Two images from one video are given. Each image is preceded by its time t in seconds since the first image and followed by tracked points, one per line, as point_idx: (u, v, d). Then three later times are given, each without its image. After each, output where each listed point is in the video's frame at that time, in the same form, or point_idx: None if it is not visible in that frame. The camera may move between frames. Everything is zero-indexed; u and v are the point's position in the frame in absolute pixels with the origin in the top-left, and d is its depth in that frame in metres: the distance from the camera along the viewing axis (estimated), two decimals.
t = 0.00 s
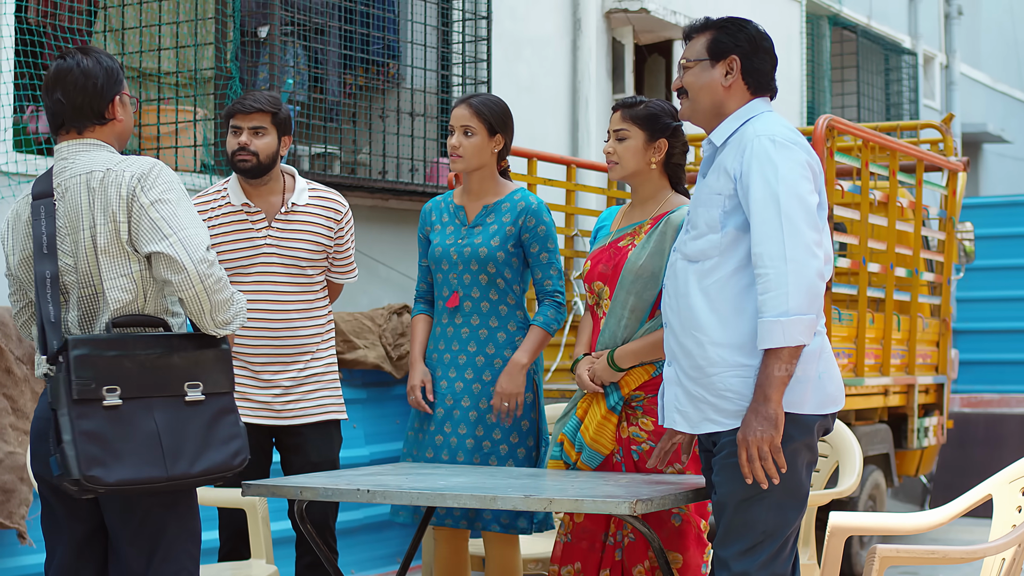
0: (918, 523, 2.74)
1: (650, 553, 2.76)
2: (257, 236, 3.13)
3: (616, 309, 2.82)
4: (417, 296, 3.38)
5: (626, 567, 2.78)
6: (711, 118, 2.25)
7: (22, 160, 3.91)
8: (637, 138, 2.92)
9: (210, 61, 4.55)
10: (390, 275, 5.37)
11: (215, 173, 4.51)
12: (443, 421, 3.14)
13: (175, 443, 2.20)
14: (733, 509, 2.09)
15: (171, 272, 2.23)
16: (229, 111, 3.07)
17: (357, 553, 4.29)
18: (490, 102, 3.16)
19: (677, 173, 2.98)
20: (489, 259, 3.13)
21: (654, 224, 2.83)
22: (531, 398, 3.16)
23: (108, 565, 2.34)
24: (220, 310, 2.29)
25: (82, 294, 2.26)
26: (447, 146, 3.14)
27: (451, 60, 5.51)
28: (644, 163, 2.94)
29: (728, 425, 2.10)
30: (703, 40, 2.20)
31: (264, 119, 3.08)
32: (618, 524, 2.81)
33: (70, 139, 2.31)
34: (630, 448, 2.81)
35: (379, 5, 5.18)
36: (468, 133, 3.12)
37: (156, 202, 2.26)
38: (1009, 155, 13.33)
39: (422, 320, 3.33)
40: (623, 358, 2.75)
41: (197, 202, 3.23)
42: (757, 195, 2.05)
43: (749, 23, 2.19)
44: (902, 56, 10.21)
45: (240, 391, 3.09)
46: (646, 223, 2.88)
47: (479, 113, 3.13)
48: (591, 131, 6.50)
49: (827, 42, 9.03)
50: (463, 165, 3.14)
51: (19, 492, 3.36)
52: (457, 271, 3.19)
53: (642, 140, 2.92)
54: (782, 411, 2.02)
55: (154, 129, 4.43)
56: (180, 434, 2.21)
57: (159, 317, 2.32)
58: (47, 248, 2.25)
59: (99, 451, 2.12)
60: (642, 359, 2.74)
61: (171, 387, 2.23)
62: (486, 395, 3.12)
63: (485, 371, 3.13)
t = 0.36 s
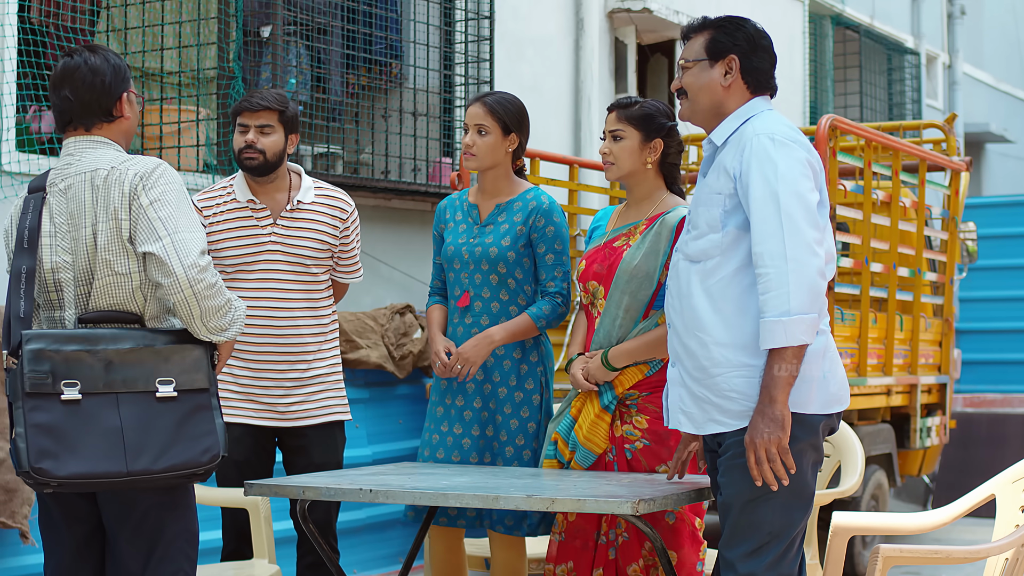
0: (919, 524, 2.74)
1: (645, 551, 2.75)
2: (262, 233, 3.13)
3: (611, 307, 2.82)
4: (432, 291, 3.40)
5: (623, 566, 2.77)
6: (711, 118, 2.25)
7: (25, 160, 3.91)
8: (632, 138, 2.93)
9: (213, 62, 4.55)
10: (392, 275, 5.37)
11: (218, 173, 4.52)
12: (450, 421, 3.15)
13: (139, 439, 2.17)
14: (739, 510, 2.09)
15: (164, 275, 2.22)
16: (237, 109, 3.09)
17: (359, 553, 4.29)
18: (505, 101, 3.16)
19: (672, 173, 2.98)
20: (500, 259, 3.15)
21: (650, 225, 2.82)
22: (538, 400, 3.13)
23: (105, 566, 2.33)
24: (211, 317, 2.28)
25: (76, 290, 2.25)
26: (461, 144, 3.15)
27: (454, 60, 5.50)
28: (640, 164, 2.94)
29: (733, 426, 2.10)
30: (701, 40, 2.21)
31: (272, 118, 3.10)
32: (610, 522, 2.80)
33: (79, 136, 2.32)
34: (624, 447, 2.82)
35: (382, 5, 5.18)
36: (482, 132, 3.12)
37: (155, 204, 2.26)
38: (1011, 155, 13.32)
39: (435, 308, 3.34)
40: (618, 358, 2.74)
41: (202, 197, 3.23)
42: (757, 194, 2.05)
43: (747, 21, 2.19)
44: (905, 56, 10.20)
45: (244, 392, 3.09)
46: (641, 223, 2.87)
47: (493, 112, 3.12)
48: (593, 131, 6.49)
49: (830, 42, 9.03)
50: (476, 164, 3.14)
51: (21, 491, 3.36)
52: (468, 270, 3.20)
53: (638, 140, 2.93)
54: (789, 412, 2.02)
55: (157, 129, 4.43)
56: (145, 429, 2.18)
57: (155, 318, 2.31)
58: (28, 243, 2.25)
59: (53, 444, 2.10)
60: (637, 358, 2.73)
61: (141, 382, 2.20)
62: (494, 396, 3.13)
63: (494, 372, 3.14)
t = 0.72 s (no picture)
0: (919, 524, 2.74)
1: (645, 550, 2.75)
2: (275, 228, 3.13)
3: (611, 307, 2.82)
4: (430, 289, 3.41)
5: (622, 566, 2.77)
6: (714, 116, 2.26)
7: (26, 159, 3.90)
8: (632, 139, 2.93)
9: (213, 61, 4.51)
10: (393, 275, 5.37)
11: (218, 173, 4.51)
12: (446, 419, 3.18)
13: (152, 453, 2.18)
14: (738, 510, 2.09)
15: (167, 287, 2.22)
16: (241, 112, 3.10)
17: (359, 553, 4.29)
18: (503, 98, 3.16)
19: (672, 173, 2.98)
20: (496, 257, 3.15)
21: (650, 226, 2.82)
22: (534, 399, 3.13)
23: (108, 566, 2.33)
24: (214, 334, 2.28)
25: (81, 288, 2.25)
26: (460, 142, 3.15)
27: (455, 60, 5.49)
28: (640, 164, 2.93)
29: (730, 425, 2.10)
30: (705, 37, 2.21)
31: (274, 111, 3.10)
32: (609, 521, 2.80)
33: (84, 133, 2.32)
34: (622, 446, 2.82)
35: (383, 5, 5.18)
36: (481, 130, 3.13)
37: (161, 213, 2.25)
38: (1012, 155, 13.31)
39: (435, 303, 3.34)
40: (616, 358, 2.74)
41: (215, 190, 3.24)
42: (753, 192, 2.05)
43: (751, 20, 2.19)
44: (906, 55, 10.20)
45: (257, 391, 3.08)
46: (642, 224, 2.87)
47: (491, 109, 3.13)
48: (594, 130, 6.49)
49: (831, 42, 9.02)
50: (475, 162, 3.14)
51: (22, 491, 3.36)
52: (464, 268, 3.21)
53: (637, 141, 2.93)
54: (772, 412, 2.02)
55: (157, 129, 4.45)
56: (159, 445, 2.20)
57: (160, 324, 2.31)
58: (41, 237, 2.27)
59: (71, 442, 2.09)
60: (635, 358, 2.73)
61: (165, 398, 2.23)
62: (490, 395, 3.13)
63: (489, 370, 3.14)
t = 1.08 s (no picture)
0: (920, 523, 2.73)
1: (645, 549, 2.75)
2: (275, 229, 3.13)
3: (612, 307, 2.82)
4: (422, 286, 3.42)
5: (622, 565, 2.78)
6: (716, 114, 2.26)
7: (26, 159, 3.90)
8: (626, 139, 2.94)
9: (214, 61, 4.52)
10: (394, 274, 5.37)
11: (219, 172, 4.52)
12: (440, 417, 3.19)
13: (144, 462, 2.15)
14: (737, 510, 2.09)
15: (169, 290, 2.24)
16: (253, 104, 3.10)
17: (360, 552, 4.29)
18: (498, 97, 3.16)
19: (673, 177, 2.96)
20: (493, 255, 3.14)
21: (651, 225, 2.83)
22: (528, 397, 3.14)
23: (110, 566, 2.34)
24: (213, 339, 2.32)
25: (81, 289, 2.26)
26: (456, 142, 3.14)
27: (455, 60, 5.50)
28: (634, 165, 2.94)
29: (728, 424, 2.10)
30: (709, 35, 2.20)
31: (286, 114, 3.10)
32: (609, 521, 2.80)
33: (84, 132, 2.32)
34: (623, 446, 2.81)
35: (383, 4, 5.18)
36: (477, 129, 3.12)
37: (166, 216, 2.26)
38: (1012, 155, 13.31)
39: (426, 301, 3.36)
40: (621, 360, 2.75)
41: (217, 192, 3.24)
42: (752, 192, 2.05)
43: (755, 18, 2.19)
44: (906, 55, 10.20)
45: (258, 390, 3.08)
46: (644, 222, 2.87)
47: (487, 108, 3.13)
48: (594, 130, 6.49)
49: (831, 42, 9.02)
50: (471, 161, 3.14)
51: (23, 490, 3.37)
52: (460, 266, 3.20)
53: (631, 142, 2.93)
54: (769, 412, 2.02)
55: (158, 129, 4.45)
56: (151, 454, 2.17)
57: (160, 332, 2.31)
58: (37, 239, 2.26)
59: (56, 452, 2.11)
60: (639, 360, 2.73)
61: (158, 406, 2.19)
62: (483, 393, 3.13)
63: (483, 367, 3.13)
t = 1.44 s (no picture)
0: (921, 523, 2.74)
1: (646, 549, 2.75)
2: (277, 228, 3.13)
3: (615, 306, 2.82)
4: (422, 287, 3.42)
5: (624, 565, 2.77)
6: (719, 113, 2.26)
7: (27, 159, 3.91)
8: (632, 139, 2.93)
9: (215, 61, 4.52)
10: (395, 274, 5.37)
11: (220, 172, 4.52)
12: (437, 416, 3.19)
13: (140, 462, 2.16)
14: (738, 510, 2.09)
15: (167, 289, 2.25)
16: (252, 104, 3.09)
17: (361, 552, 4.29)
18: (496, 98, 3.16)
19: (678, 176, 2.96)
20: (491, 255, 3.14)
21: (654, 224, 2.83)
22: (525, 397, 3.13)
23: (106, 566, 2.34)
24: (209, 340, 2.33)
25: (77, 288, 2.26)
26: (455, 143, 3.14)
27: (456, 60, 5.50)
28: (639, 164, 2.94)
29: (728, 424, 2.10)
30: (713, 34, 2.20)
31: (286, 111, 3.10)
32: (610, 520, 2.80)
33: (79, 133, 2.32)
34: (625, 445, 2.81)
35: (384, 4, 5.17)
36: (475, 130, 3.12)
37: (164, 215, 2.27)
38: (1013, 155, 13.30)
39: (425, 301, 3.36)
40: (621, 359, 2.74)
41: (217, 184, 3.23)
42: (755, 192, 2.05)
43: (760, 17, 2.19)
44: (907, 55, 10.20)
45: (259, 391, 3.08)
46: (646, 222, 2.87)
47: (485, 109, 3.13)
48: (596, 130, 6.49)
49: (832, 42, 9.02)
50: (471, 162, 3.14)
51: (23, 490, 3.37)
52: (458, 266, 3.20)
53: (637, 141, 2.93)
54: (773, 413, 2.02)
55: (159, 129, 4.43)
56: (148, 453, 2.17)
57: (157, 331, 2.31)
58: (33, 238, 2.26)
59: (54, 451, 2.10)
60: (639, 358, 2.73)
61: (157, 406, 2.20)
62: (481, 392, 3.13)
63: (481, 367, 3.13)
